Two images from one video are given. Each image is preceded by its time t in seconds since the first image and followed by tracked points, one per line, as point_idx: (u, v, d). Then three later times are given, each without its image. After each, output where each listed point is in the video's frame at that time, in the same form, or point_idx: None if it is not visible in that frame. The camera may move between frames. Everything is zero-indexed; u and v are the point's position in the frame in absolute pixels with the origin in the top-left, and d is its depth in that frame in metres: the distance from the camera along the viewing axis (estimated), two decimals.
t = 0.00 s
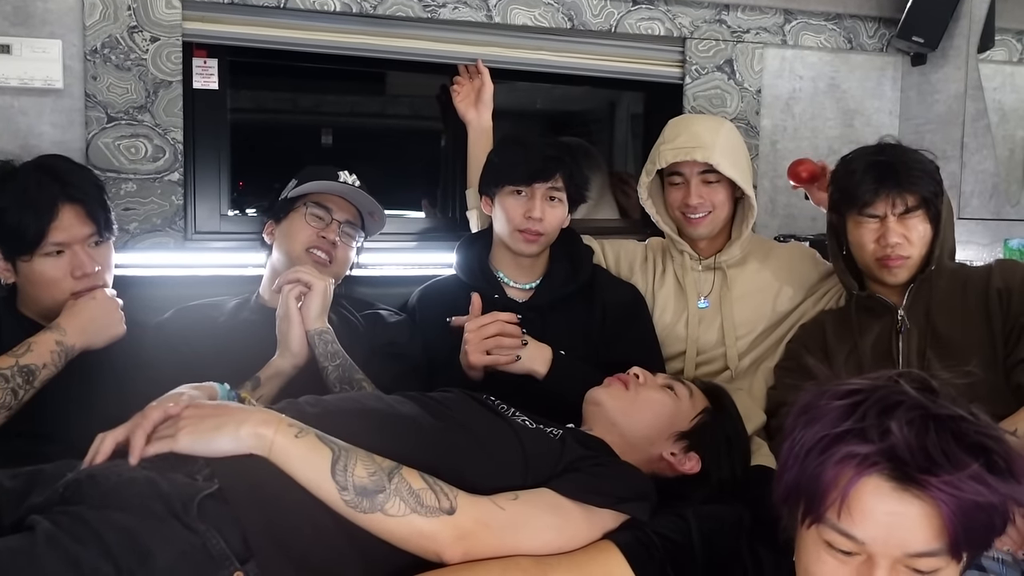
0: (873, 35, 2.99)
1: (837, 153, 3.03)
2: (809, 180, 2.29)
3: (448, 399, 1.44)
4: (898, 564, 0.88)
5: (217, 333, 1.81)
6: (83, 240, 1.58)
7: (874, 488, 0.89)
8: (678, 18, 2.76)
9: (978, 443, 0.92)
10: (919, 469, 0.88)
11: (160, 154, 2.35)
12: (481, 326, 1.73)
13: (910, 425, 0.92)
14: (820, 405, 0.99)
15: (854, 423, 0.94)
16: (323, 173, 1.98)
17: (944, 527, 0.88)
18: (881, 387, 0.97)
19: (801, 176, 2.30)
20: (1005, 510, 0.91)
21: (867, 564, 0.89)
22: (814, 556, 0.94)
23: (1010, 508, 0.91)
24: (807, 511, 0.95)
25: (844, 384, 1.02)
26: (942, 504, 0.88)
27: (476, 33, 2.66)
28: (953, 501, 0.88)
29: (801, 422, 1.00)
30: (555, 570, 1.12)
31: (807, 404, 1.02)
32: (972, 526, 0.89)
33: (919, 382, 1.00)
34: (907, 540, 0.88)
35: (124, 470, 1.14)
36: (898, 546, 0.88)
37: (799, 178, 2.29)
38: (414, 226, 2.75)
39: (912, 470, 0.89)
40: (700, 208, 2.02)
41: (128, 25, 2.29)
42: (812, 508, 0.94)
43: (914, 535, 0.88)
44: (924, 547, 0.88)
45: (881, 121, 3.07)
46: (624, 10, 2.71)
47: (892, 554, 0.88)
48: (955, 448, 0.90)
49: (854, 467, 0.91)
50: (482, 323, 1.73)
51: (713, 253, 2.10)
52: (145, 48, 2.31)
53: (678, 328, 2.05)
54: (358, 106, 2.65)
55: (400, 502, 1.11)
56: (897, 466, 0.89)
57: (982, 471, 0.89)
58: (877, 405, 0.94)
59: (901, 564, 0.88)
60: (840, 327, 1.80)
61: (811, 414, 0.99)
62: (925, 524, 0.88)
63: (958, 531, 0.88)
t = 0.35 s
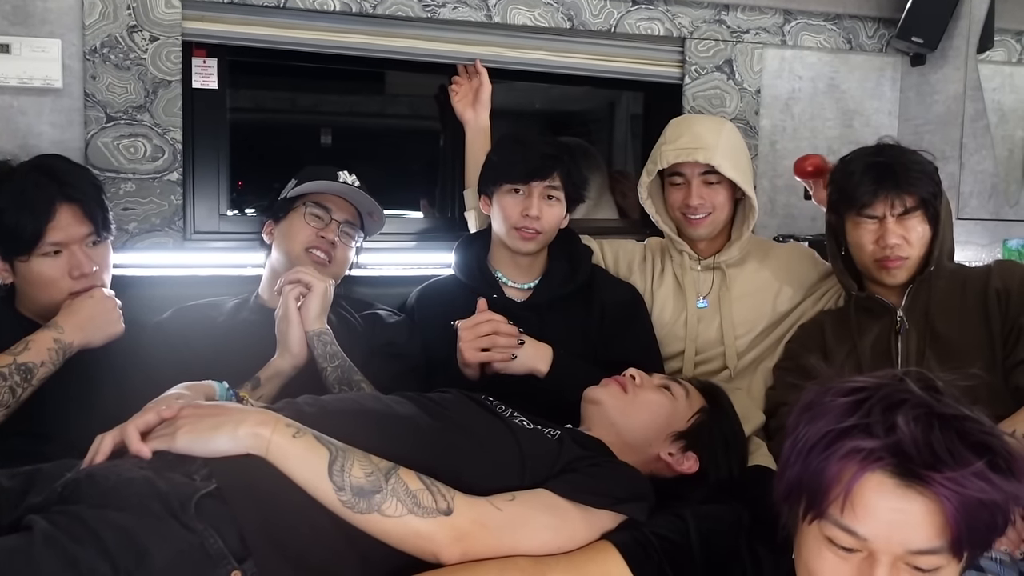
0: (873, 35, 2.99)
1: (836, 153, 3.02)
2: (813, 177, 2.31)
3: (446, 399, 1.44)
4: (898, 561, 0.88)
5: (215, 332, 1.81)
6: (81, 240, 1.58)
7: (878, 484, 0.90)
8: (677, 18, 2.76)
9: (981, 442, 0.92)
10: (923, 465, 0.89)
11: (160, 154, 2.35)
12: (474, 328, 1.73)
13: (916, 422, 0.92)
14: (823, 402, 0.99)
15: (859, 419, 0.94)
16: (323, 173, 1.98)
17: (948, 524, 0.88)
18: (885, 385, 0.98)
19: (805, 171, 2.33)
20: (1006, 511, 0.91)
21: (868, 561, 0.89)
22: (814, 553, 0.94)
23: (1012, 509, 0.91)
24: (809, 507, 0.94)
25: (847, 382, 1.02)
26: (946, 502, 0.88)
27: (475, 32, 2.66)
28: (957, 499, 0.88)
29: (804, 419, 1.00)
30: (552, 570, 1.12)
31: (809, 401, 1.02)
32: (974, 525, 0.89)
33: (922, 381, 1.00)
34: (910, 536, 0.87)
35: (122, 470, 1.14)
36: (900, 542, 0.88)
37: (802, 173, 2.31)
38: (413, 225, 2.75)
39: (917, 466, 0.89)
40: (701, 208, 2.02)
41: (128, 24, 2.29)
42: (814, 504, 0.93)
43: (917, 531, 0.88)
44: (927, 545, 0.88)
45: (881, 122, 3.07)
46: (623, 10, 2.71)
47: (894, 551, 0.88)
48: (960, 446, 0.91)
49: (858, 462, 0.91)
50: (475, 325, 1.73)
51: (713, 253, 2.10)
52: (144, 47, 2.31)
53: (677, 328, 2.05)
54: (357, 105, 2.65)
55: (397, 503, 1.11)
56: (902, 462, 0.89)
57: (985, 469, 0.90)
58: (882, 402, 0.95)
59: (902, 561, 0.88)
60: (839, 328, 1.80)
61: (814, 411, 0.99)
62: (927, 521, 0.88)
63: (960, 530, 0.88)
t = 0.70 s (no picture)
0: (873, 35, 2.99)
1: (836, 153, 3.02)
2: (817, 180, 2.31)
3: (445, 399, 1.44)
4: (890, 534, 0.88)
5: (213, 333, 1.81)
6: (78, 240, 1.58)
7: (871, 456, 0.90)
8: (677, 18, 2.76)
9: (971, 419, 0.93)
10: (914, 435, 0.89)
11: (160, 154, 2.35)
12: (478, 329, 1.74)
13: (907, 397, 0.93)
14: (816, 384, 1.00)
15: (852, 396, 0.95)
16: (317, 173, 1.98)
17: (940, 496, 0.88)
18: (877, 366, 0.99)
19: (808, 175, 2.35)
20: (1000, 488, 0.91)
21: (860, 535, 0.89)
22: (807, 531, 0.94)
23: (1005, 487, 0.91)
24: (802, 485, 0.95)
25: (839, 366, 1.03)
26: (939, 474, 0.88)
27: (475, 33, 2.66)
28: (948, 469, 0.88)
29: (797, 400, 1.01)
30: (552, 571, 1.12)
31: (802, 385, 1.03)
32: (968, 499, 0.88)
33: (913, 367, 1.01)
34: (901, 509, 0.88)
35: (122, 470, 1.14)
36: (891, 516, 0.88)
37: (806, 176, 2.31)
38: (413, 226, 2.75)
39: (908, 437, 0.89)
40: (702, 208, 2.01)
41: (128, 25, 2.29)
42: (808, 480, 0.93)
43: (907, 502, 0.88)
44: (917, 516, 0.88)
45: (881, 121, 3.07)
46: (623, 10, 2.71)
47: (885, 522, 0.88)
48: (949, 420, 0.91)
49: (849, 433, 0.91)
50: (479, 326, 1.75)
51: (713, 253, 2.10)
52: (144, 48, 2.31)
53: (676, 328, 2.06)
54: (356, 106, 2.65)
55: (396, 504, 1.11)
56: (893, 433, 0.90)
57: (978, 444, 0.90)
58: (874, 380, 0.96)
59: (894, 533, 0.88)
60: (839, 328, 1.81)
61: (807, 392, 1.00)
62: (919, 492, 0.88)
63: (954, 503, 0.88)
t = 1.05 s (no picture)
0: (873, 33, 2.98)
1: (837, 152, 3.02)
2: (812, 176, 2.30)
3: (444, 398, 1.44)
4: (841, 476, 0.95)
5: (213, 331, 1.81)
6: (76, 237, 1.58)
7: (817, 407, 0.99)
8: (678, 16, 2.76)
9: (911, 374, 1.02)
10: (853, 380, 0.99)
11: (159, 152, 2.35)
12: (476, 322, 1.72)
13: (845, 352, 1.03)
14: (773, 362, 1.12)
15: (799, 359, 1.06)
16: (315, 171, 1.99)
17: (881, 434, 0.95)
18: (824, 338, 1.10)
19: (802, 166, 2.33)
20: (942, 434, 0.98)
21: (814, 482, 0.96)
22: (771, 490, 1.00)
23: (946, 432, 0.98)
24: (763, 448, 1.03)
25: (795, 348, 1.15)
26: (878, 413, 0.96)
27: (475, 31, 2.66)
28: (887, 409, 0.96)
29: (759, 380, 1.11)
30: (550, 566, 1.12)
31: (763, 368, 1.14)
32: (909, 439, 0.96)
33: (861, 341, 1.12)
34: (847, 450, 0.95)
35: (121, 468, 1.15)
36: (840, 457, 0.95)
37: (801, 171, 2.30)
38: (413, 224, 2.75)
39: (848, 382, 0.99)
40: (703, 206, 2.01)
41: (128, 22, 2.29)
42: (767, 440, 1.02)
43: (852, 441, 0.96)
44: (862, 454, 0.95)
45: (881, 120, 3.06)
46: (624, 8, 2.71)
47: (833, 462, 0.95)
48: (888, 371, 1.01)
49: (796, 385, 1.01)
50: (477, 320, 1.72)
51: (713, 252, 2.10)
52: (144, 45, 2.31)
53: (676, 327, 2.06)
54: (356, 104, 2.66)
55: (396, 502, 1.11)
56: (835, 381, 1.00)
57: (915, 389, 0.98)
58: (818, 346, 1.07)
59: (842, 474, 0.95)
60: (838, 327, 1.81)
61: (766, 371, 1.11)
62: (862, 433, 0.96)
63: (896, 441, 0.95)
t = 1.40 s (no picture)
0: (874, 33, 2.98)
1: (837, 151, 3.01)
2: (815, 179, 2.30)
3: (444, 397, 1.44)
4: (820, 448, 0.99)
5: (212, 330, 1.81)
6: (77, 237, 1.58)
7: (794, 386, 1.04)
8: (678, 16, 2.76)
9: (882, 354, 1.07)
10: (827, 358, 1.05)
11: (160, 152, 2.35)
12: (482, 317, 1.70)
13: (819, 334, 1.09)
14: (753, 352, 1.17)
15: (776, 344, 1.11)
16: (315, 170, 1.98)
17: (856, 404, 1.00)
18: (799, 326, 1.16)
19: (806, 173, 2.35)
20: (914, 408, 1.03)
21: (795, 456, 1.00)
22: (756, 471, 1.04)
23: (918, 407, 1.03)
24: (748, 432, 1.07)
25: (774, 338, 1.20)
26: (851, 386, 1.01)
27: (475, 30, 2.66)
28: (859, 380, 1.01)
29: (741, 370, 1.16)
30: (550, 564, 1.12)
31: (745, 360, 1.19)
32: (883, 408, 1.00)
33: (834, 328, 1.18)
34: (823, 423, 1.00)
35: (121, 467, 1.15)
36: (817, 430, 1.00)
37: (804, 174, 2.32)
38: (413, 223, 2.75)
39: (821, 360, 1.04)
40: (704, 204, 2.01)
41: (128, 21, 2.29)
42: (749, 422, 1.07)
43: (827, 414, 1.00)
44: (837, 426, 1.00)
45: (881, 120, 3.05)
46: (624, 8, 2.71)
47: (811, 436, 1.00)
48: (860, 349, 1.06)
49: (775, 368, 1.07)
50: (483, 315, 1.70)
51: (713, 251, 2.09)
52: (144, 44, 2.31)
53: (676, 327, 2.06)
54: (357, 103, 2.66)
55: (395, 501, 1.11)
56: (810, 360, 1.05)
57: (885, 364, 1.04)
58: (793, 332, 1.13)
59: (821, 447, 1.00)
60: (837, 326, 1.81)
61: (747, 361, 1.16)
62: (837, 406, 1.01)
63: (869, 412, 1.00)
